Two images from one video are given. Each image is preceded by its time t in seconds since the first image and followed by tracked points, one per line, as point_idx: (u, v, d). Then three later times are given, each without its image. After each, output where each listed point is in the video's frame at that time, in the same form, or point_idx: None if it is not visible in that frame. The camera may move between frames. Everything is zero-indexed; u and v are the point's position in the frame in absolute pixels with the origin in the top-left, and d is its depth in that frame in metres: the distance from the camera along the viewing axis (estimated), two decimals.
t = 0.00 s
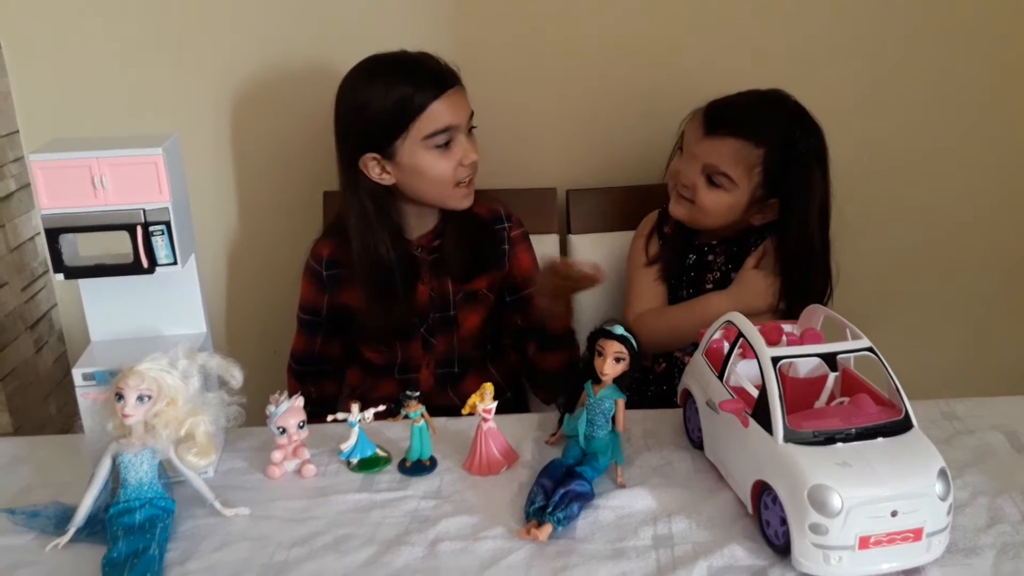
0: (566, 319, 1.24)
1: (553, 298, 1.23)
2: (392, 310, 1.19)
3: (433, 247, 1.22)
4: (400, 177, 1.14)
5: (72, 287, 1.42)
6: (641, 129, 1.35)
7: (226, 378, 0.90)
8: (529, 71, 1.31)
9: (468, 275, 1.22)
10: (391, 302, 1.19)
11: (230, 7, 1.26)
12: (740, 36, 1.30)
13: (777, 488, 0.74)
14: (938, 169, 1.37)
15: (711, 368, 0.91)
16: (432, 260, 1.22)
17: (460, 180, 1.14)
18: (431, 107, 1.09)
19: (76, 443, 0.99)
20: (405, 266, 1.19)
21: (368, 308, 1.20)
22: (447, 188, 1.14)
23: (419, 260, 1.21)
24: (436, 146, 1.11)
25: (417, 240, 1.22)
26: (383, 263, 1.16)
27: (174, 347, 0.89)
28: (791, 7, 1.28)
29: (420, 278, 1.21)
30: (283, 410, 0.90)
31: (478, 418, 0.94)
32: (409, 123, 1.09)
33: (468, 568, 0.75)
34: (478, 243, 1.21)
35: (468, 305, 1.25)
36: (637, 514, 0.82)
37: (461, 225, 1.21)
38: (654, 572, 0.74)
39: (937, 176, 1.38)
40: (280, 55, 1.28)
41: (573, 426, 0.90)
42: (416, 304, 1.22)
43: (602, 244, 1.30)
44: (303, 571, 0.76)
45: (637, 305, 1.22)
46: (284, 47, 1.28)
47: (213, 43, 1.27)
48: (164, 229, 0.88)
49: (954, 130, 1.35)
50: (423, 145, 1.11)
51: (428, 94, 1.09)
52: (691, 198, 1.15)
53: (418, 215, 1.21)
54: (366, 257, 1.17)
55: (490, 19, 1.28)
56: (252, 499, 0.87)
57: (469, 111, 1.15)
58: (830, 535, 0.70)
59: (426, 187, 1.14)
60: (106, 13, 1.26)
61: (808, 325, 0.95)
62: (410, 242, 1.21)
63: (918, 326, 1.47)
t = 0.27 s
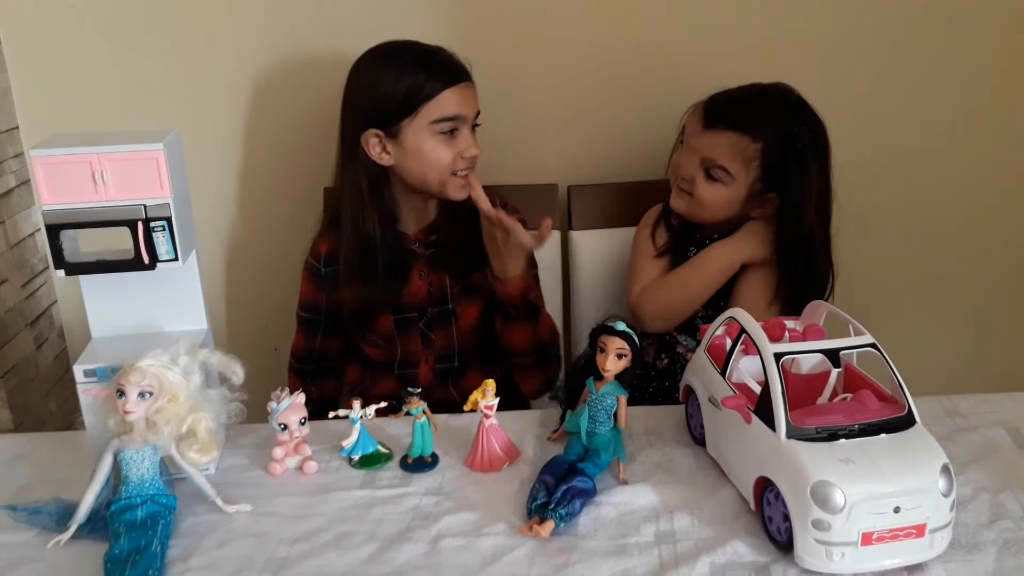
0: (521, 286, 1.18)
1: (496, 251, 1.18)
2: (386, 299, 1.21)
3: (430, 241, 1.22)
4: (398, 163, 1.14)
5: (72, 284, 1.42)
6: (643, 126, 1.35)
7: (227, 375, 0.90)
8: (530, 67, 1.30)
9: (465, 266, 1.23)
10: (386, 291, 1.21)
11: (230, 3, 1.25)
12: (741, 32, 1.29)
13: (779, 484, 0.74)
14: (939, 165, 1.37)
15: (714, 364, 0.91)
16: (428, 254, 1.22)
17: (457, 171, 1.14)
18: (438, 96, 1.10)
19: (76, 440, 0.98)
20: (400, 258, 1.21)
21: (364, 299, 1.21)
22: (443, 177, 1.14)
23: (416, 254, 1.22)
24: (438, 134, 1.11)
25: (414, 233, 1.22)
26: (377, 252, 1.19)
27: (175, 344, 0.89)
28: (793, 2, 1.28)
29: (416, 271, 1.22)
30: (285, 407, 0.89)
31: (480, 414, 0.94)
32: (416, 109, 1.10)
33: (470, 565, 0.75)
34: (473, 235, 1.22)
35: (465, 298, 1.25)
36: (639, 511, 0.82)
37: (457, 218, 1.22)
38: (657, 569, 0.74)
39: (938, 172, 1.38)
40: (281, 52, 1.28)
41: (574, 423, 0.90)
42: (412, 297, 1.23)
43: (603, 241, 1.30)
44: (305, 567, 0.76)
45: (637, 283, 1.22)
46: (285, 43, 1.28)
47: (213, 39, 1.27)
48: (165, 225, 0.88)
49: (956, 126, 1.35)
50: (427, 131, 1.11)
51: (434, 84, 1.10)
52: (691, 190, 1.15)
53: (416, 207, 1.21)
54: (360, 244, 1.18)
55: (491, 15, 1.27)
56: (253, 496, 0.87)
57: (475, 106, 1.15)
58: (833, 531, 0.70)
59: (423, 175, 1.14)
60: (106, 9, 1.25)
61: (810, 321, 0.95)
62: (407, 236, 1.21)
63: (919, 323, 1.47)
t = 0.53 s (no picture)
0: (502, 273, 1.16)
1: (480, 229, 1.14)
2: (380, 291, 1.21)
3: (423, 233, 1.23)
4: (393, 148, 1.14)
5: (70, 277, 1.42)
6: (641, 118, 1.34)
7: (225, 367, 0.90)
8: (528, 59, 1.30)
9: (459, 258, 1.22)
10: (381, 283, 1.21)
11: None
12: (739, 24, 1.29)
13: (777, 476, 0.75)
14: (937, 158, 1.37)
15: (711, 356, 0.91)
16: (422, 247, 1.22)
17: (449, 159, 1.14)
18: (432, 84, 1.11)
19: (74, 433, 0.99)
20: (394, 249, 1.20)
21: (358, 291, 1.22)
22: (435, 165, 1.14)
23: (411, 247, 1.22)
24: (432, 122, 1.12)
25: (407, 226, 1.23)
26: (372, 244, 1.18)
27: (172, 337, 0.89)
28: None
29: (411, 264, 1.22)
30: (283, 399, 0.90)
31: (477, 407, 0.94)
32: (411, 95, 1.11)
33: (467, 557, 0.75)
34: (467, 227, 1.22)
35: (458, 291, 1.24)
36: (637, 503, 0.83)
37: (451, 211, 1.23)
38: (654, 560, 0.75)
39: (936, 165, 1.38)
40: (278, 44, 1.28)
41: (572, 415, 0.90)
42: (406, 290, 1.23)
43: (600, 233, 1.30)
44: (302, 559, 0.76)
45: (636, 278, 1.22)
46: (282, 35, 1.27)
47: (210, 31, 1.27)
48: (162, 217, 0.88)
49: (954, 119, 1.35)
50: (421, 118, 1.12)
51: (432, 72, 1.11)
52: (693, 176, 1.15)
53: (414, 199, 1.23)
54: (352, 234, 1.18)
55: (489, 8, 1.27)
56: (251, 489, 0.87)
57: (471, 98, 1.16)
58: (830, 522, 0.71)
59: (416, 161, 1.14)
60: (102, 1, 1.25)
61: (808, 313, 0.95)
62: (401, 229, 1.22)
63: (916, 315, 1.48)
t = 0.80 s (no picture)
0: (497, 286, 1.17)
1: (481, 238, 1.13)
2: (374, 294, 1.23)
3: (417, 239, 1.23)
4: (377, 148, 1.16)
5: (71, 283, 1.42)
6: (640, 124, 1.35)
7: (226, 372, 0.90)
8: (528, 66, 1.31)
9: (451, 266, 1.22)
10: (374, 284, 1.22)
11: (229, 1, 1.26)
12: (738, 31, 1.30)
13: (775, 481, 0.75)
14: (935, 164, 1.38)
15: (710, 360, 0.91)
16: (416, 253, 1.23)
17: (428, 172, 1.15)
18: (435, 91, 1.12)
19: (75, 438, 0.99)
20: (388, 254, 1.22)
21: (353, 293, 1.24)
22: (413, 175, 1.15)
23: (405, 253, 1.23)
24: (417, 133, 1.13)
25: (402, 232, 1.23)
26: (366, 247, 1.19)
27: (174, 342, 0.89)
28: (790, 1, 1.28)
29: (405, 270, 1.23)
30: (284, 404, 0.90)
31: (478, 412, 0.94)
32: (403, 102, 1.12)
33: (468, 562, 0.76)
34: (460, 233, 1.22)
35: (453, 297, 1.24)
36: (636, 507, 0.83)
37: (446, 218, 1.23)
38: (653, 564, 0.75)
39: (934, 171, 1.38)
40: (280, 51, 1.29)
41: (571, 420, 0.90)
42: (401, 295, 1.23)
43: (600, 239, 1.30)
44: (303, 564, 0.76)
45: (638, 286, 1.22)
46: (283, 42, 1.28)
47: (212, 38, 1.28)
48: (164, 223, 0.88)
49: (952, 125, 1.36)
50: (407, 127, 1.13)
51: (428, 84, 1.12)
52: (696, 178, 1.15)
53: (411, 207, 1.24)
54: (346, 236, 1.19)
55: (489, 15, 1.28)
56: (252, 494, 0.87)
57: (465, 118, 1.16)
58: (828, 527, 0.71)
59: (395, 166, 1.15)
60: (105, 7, 1.25)
61: (806, 318, 0.96)
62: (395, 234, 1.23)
63: (915, 321, 1.48)
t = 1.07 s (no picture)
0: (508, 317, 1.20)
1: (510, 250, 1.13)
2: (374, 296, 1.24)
3: (418, 242, 1.24)
4: (364, 145, 1.19)
5: (72, 287, 1.43)
6: (639, 130, 1.36)
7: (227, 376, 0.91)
8: (527, 71, 1.32)
9: (450, 274, 1.22)
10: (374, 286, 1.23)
11: (231, 7, 1.27)
12: (736, 37, 1.31)
13: (773, 484, 0.75)
14: (933, 169, 1.39)
15: (709, 364, 0.92)
16: (416, 255, 1.24)
17: (407, 165, 1.15)
18: (424, 84, 1.14)
19: (77, 442, 0.99)
20: (387, 258, 1.23)
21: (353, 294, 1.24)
22: (392, 168, 1.16)
23: (404, 255, 1.23)
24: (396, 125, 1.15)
25: (402, 236, 1.24)
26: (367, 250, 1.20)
27: (176, 345, 0.90)
28: (789, 7, 1.29)
29: (405, 272, 1.24)
30: (285, 408, 0.90)
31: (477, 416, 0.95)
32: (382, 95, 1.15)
33: (467, 565, 0.76)
34: (462, 237, 1.23)
35: (453, 301, 1.26)
36: (635, 510, 0.83)
37: (447, 223, 1.23)
38: (652, 567, 0.75)
39: (932, 176, 1.39)
40: (281, 56, 1.29)
41: (571, 424, 0.91)
42: (400, 297, 1.24)
43: (600, 244, 1.31)
44: (304, 566, 0.77)
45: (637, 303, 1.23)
46: (285, 47, 1.29)
47: (214, 43, 1.28)
48: (166, 228, 0.89)
49: (949, 130, 1.36)
50: (385, 120, 1.15)
51: (405, 76, 1.13)
52: (697, 174, 1.16)
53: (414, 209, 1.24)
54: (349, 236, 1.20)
55: (489, 21, 1.29)
56: (253, 497, 0.87)
57: (448, 112, 1.15)
58: (825, 530, 0.71)
59: (377, 160, 1.17)
60: (107, 13, 1.26)
61: (804, 322, 0.96)
62: (395, 237, 1.24)
63: (914, 325, 1.49)
